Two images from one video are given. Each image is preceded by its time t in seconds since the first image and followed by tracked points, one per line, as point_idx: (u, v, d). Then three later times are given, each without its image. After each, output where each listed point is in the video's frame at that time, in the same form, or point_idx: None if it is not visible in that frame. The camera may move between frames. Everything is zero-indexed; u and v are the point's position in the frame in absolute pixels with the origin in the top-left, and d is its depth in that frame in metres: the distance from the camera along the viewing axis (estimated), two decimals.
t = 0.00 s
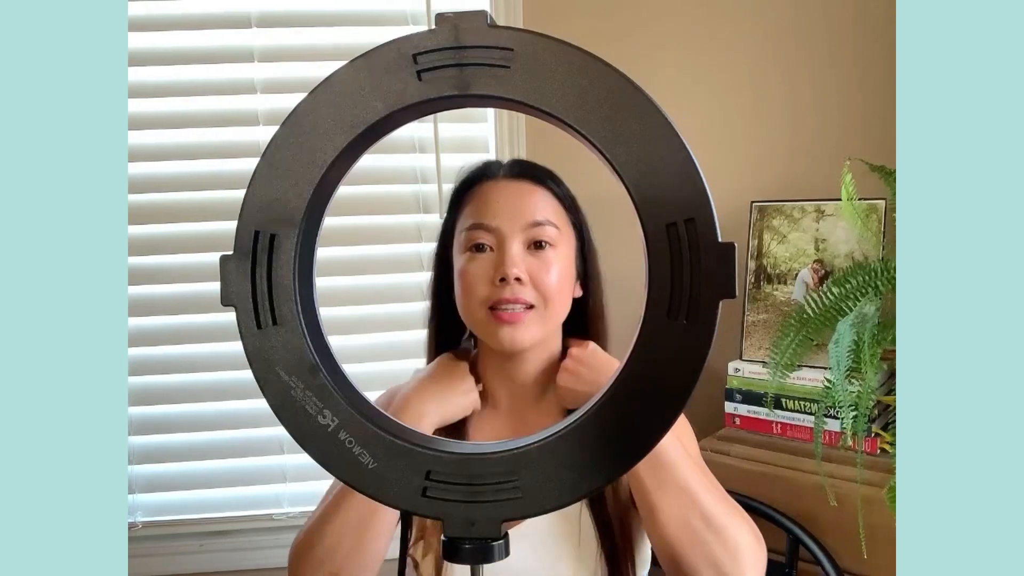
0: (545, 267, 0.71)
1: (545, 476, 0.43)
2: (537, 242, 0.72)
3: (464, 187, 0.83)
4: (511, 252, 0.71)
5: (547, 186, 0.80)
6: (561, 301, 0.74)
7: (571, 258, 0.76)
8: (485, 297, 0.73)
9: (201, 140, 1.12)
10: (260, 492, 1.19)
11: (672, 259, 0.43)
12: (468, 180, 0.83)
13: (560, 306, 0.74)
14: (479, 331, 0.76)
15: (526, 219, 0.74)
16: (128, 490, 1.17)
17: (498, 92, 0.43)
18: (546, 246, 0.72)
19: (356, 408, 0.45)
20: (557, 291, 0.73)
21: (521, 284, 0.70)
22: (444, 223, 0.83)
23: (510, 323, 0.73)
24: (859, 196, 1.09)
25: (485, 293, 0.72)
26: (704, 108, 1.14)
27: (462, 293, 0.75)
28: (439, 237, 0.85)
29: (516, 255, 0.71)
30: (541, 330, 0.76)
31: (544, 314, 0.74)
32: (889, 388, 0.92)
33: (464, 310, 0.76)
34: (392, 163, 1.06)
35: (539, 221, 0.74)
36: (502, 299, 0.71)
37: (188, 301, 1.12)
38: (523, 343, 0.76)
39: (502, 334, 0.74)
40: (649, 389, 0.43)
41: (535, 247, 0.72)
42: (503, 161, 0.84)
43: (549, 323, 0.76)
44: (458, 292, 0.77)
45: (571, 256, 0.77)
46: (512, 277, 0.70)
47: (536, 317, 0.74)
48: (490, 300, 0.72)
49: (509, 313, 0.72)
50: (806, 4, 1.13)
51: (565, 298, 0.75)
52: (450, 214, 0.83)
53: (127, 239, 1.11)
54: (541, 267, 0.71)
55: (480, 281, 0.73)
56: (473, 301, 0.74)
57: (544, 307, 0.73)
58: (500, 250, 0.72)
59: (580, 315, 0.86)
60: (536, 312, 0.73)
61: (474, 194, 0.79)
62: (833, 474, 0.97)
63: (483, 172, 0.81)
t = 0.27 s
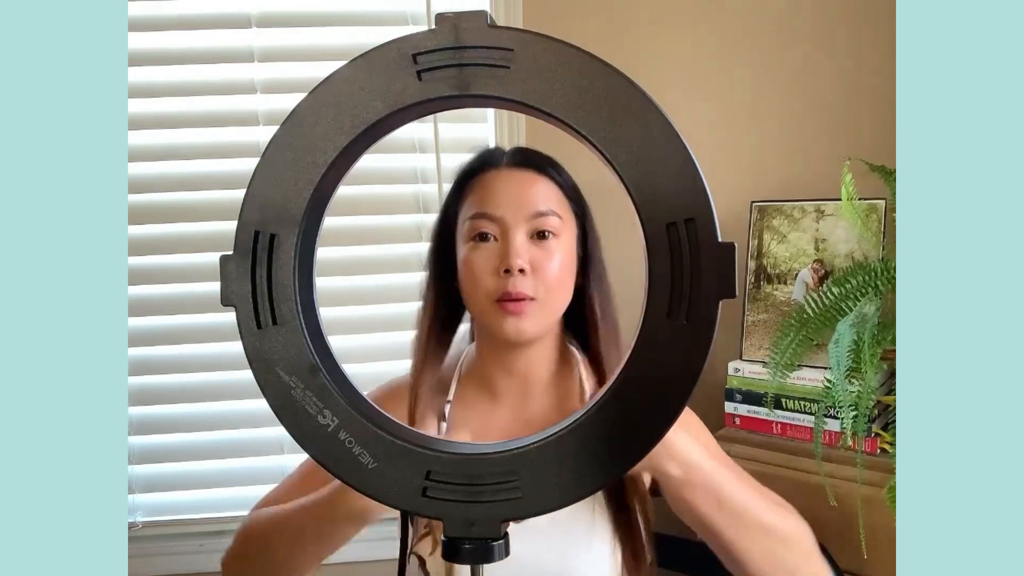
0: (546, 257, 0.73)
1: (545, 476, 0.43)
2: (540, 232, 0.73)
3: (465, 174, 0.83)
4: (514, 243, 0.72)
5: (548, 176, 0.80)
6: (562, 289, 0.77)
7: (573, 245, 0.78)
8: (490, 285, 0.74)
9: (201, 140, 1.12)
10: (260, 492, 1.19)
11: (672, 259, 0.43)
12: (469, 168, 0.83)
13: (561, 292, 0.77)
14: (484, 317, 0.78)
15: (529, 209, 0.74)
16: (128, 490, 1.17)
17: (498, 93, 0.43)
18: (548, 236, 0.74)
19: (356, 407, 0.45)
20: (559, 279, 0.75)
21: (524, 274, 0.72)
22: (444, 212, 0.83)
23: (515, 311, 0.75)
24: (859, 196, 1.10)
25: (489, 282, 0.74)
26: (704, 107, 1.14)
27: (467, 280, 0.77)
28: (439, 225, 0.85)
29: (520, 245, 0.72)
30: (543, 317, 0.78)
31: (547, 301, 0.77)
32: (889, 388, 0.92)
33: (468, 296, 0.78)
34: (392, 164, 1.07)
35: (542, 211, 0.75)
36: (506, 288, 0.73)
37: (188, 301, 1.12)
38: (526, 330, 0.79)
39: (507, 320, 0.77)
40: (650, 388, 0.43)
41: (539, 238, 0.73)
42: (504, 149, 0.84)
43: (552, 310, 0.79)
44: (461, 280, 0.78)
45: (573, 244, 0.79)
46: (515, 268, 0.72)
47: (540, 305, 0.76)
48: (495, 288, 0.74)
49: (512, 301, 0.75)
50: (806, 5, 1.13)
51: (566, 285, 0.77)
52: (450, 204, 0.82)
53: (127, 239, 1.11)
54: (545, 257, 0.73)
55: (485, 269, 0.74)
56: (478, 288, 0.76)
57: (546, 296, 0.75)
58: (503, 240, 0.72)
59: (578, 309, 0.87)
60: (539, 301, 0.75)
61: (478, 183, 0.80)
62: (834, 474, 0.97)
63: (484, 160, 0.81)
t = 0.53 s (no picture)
0: (549, 278, 0.72)
1: (545, 476, 0.43)
2: (542, 252, 0.72)
3: (466, 193, 0.82)
4: (515, 265, 0.71)
5: (548, 195, 0.79)
6: (565, 308, 0.76)
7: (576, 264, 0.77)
8: (494, 306, 0.74)
9: (201, 140, 1.12)
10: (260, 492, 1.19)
11: (672, 259, 0.43)
12: (470, 187, 0.82)
13: (564, 312, 0.77)
14: (489, 337, 0.78)
15: (531, 230, 0.73)
16: (128, 490, 1.17)
17: (498, 92, 0.43)
18: (550, 256, 0.73)
19: (356, 408, 0.45)
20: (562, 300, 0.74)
21: (527, 296, 0.71)
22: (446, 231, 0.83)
23: (518, 332, 0.75)
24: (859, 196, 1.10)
25: (492, 303, 0.74)
26: (704, 107, 1.14)
27: (471, 301, 0.77)
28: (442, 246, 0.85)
29: (521, 267, 0.71)
30: (547, 335, 0.78)
31: (550, 321, 0.76)
32: (889, 388, 0.92)
33: (472, 316, 0.78)
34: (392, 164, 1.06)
35: (543, 230, 0.74)
36: (509, 309, 0.73)
37: (188, 301, 1.12)
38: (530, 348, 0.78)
39: (511, 340, 0.77)
40: (651, 388, 0.43)
41: (540, 259, 0.72)
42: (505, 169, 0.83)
43: (556, 328, 0.78)
44: (465, 300, 0.78)
45: (575, 262, 0.78)
46: (518, 290, 0.71)
47: (543, 325, 0.76)
48: (499, 309, 0.74)
49: (515, 321, 0.74)
50: (806, 5, 1.13)
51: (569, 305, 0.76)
52: (451, 226, 0.81)
53: (127, 239, 1.11)
54: (547, 278, 0.72)
55: (487, 292, 0.74)
56: (481, 309, 0.76)
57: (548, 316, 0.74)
58: (504, 262, 0.72)
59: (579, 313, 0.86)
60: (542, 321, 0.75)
61: (479, 204, 0.79)
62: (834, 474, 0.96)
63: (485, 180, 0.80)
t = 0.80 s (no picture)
0: (552, 276, 0.72)
1: (545, 476, 0.43)
2: (545, 251, 0.72)
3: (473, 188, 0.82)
4: (519, 263, 0.72)
5: (553, 193, 0.78)
6: (568, 309, 0.77)
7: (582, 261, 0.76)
8: (496, 303, 0.75)
9: (201, 140, 1.12)
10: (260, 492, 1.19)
11: (672, 259, 0.43)
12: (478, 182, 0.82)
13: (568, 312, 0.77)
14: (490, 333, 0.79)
15: (536, 228, 0.73)
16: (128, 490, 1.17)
17: (498, 92, 0.43)
18: (554, 255, 0.73)
19: (356, 408, 0.45)
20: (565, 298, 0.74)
21: (529, 294, 0.72)
22: (452, 225, 0.83)
23: (520, 329, 0.76)
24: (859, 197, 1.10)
25: (494, 300, 0.75)
26: (704, 107, 1.14)
27: (475, 296, 0.78)
28: (444, 241, 0.85)
29: (525, 265, 0.72)
30: (549, 334, 0.78)
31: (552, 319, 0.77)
32: (889, 387, 0.92)
33: (475, 312, 0.79)
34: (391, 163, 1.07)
35: (548, 229, 0.74)
36: (512, 306, 0.74)
37: (188, 301, 1.12)
38: (531, 346, 0.79)
39: (512, 338, 0.77)
40: (651, 388, 0.43)
41: (543, 257, 0.72)
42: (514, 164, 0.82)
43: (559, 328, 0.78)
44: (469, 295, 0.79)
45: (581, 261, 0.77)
46: (520, 288, 0.72)
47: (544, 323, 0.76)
48: (501, 306, 0.75)
49: (518, 319, 0.75)
50: (806, 5, 1.13)
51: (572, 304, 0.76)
52: (457, 220, 0.82)
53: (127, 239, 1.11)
54: (550, 278, 0.72)
55: (490, 289, 0.75)
56: (485, 304, 0.77)
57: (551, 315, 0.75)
58: (508, 260, 0.72)
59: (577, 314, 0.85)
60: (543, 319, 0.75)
61: (484, 199, 0.79)
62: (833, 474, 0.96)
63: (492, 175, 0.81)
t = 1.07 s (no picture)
0: (548, 273, 0.72)
1: (544, 476, 0.43)
2: (542, 247, 0.72)
3: (468, 185, 0.82)
4: (515, 260, 0.71)
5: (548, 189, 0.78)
6: (563, 304, 0.77)
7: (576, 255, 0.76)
8: (490, 298, 0.75)
9: (201, 140, 1.12)
10: (260, 492, 1.19)
11: (672, 259, 0.43)
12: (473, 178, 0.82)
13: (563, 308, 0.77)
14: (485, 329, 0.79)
15: (531, 224, 0.73)
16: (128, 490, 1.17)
17: (498, 92, 0.43)
18: (550, 251, 0.72)
19: (355, 408, 0.45)
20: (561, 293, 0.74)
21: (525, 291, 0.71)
22: (447, 222, 0.82)
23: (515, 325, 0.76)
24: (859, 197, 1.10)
25: (490, 297, 0.74)
26: (703, 107, 1.14)
27: (470, 292, 0.77)
28: (439, 237, 0.85)
29: (521, 262, 0.71)
30: (543, 331, 0.79)
31: (547, 316, 0.77)
32: (888, 387, 0.92)
33: (469, 308, 0.79)
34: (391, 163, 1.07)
35: (544, 225, 0.73)
36: (508, 302, 0.73)
37: (189, 301, 1.12)
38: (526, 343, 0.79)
39: (507, 334, 0.77)
40: (651, 388, 0.43)
41: (540, 254, 0.72)
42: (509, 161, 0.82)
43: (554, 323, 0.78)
44: (464, 292, 0.79)
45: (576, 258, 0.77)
46: (517, 285, 0.71)
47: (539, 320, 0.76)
48: (497, 303, 0.74)
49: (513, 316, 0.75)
50: (805, 5, 1.13)
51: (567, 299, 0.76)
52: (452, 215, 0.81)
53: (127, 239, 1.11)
54: (546, 274, 0.72)
55: (486, 285, 0.74)
56: (480, 301, 0.76)
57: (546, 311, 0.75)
58: (504, 257, 0.72)
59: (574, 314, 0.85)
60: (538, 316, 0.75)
61: (480, 196, 0.79)
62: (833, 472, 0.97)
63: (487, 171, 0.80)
